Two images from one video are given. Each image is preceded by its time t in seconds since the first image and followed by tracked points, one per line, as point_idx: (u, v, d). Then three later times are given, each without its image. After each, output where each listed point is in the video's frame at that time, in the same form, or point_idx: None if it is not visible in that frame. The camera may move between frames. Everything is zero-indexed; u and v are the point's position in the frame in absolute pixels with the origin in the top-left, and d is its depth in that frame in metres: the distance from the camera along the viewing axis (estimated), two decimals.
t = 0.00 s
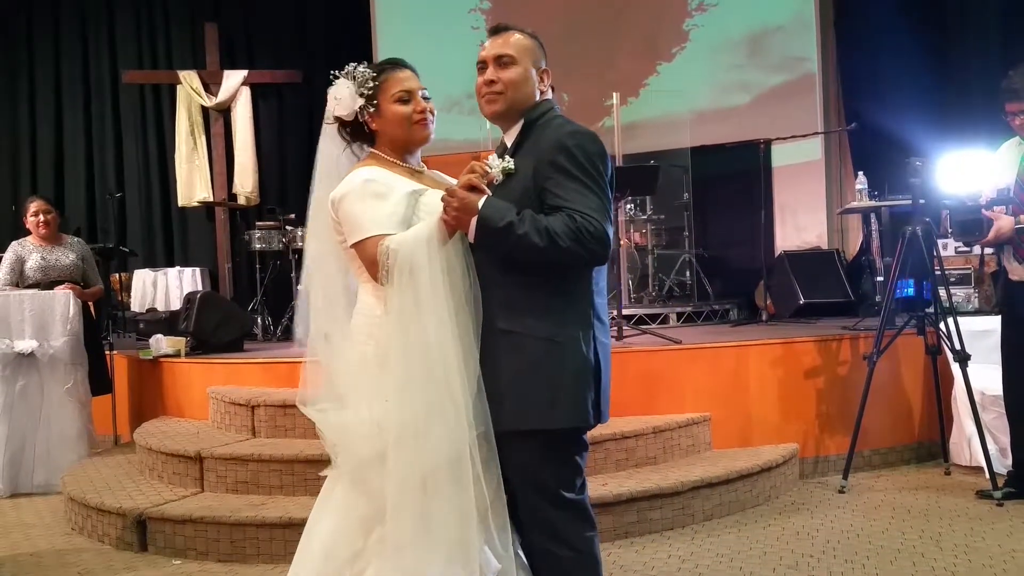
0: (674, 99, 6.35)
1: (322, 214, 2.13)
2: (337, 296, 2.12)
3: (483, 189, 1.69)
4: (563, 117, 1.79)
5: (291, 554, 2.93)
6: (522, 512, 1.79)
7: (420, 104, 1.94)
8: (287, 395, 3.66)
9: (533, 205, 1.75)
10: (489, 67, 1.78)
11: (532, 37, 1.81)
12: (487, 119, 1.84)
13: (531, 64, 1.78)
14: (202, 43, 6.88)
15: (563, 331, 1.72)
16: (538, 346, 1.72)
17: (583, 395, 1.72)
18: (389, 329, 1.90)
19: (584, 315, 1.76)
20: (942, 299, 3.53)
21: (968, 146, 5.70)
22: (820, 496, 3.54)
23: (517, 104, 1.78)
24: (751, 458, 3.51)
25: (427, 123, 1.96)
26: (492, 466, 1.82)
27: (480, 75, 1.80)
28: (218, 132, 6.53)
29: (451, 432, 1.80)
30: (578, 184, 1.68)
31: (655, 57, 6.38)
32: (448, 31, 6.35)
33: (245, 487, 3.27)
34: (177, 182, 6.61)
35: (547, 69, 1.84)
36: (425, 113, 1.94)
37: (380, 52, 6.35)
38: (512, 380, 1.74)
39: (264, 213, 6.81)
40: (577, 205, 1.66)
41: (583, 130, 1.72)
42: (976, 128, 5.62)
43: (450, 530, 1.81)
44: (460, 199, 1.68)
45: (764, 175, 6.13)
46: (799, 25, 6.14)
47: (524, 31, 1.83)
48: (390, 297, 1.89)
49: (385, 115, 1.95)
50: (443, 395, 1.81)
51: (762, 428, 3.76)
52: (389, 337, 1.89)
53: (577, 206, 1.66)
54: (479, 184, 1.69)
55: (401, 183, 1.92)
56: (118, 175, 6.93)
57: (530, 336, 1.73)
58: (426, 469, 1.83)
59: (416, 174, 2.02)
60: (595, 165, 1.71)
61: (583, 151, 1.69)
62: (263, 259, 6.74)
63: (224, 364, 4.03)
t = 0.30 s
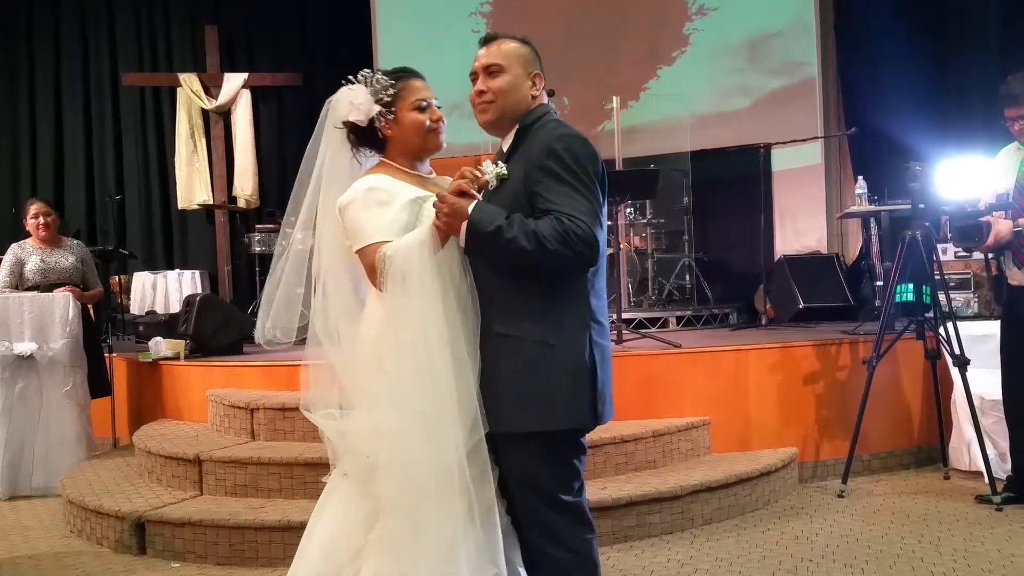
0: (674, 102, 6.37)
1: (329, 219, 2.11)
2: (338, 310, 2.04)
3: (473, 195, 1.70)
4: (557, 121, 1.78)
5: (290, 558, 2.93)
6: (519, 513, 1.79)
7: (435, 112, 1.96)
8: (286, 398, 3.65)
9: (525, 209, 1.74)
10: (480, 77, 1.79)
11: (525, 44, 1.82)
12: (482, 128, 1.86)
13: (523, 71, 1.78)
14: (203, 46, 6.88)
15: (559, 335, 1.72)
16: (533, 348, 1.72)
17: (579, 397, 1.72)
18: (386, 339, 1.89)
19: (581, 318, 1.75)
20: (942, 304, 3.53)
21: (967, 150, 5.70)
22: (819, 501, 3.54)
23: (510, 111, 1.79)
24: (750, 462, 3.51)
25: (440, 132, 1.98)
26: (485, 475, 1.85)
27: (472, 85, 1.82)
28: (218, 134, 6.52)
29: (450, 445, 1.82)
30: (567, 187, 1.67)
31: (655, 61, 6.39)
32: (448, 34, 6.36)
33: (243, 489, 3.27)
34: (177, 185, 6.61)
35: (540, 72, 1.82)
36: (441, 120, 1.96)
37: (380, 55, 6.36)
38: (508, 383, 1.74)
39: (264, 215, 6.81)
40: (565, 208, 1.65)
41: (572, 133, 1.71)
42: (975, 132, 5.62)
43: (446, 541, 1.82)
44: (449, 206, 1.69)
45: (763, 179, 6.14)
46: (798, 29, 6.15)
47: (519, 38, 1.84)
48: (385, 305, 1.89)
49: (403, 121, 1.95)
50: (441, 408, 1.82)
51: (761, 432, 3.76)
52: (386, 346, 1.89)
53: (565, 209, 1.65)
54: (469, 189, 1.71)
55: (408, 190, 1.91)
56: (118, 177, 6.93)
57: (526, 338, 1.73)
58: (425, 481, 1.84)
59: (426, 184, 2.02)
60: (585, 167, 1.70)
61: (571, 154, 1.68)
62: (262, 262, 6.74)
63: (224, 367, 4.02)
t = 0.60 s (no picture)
0: (673, 103, 6.32)
1: (348, 223, 2.20)
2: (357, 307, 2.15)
3: (468, 201, 1.73)
4: (556, 124, 1.76)
5: (289, 559, 2.93)
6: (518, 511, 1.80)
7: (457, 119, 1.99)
8: (285, 399, 3.65)
9: (521, 213, 1.74)
10: (483, 86, 1.80)
11: (527, 51, 1.81)
12: (491, 136, 1.87)
13: (523, 78, 1.78)
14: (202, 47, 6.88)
15: (559, 334, 1.71)
16: (531, 347, 1.72)
17: (576, 399, 1.71)
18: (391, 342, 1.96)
19: (583, 317, 1.74)
20: (941, 306, 3.53)
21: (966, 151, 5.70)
22: (818, 502, 3.55)
23: (511, 119, 1.79)
24: (750, 464, 3.51)
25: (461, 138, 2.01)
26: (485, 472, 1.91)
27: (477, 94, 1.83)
28: (217, 136, 6.53)
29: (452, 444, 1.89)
30: (557, 189, 1.66)
31: (654, 62, 6.39)
32: (447, 35, 6.36)
33: (242, 491, 3.27)
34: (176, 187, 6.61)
35: (542, 77, 1.81)
36: (465, 127, 2.00)
37: (378, 56, 6.35)
38: (507, 383, 1.75)
39: (263, 217, 6.81)
40: (552, 210, 1.64)
41: (565, 136, 1.70)
42: (974, 133, 5.62)
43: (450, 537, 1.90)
44: (445, 210, 1.73)
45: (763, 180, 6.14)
46: (797, 31, 6.15)
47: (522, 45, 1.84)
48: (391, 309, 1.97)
49: (425, 128, 2.00)
50: (444, 409, 1.90)
51: (761, 434, 3.76)
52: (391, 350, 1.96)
53: (553, 211, 1.64)
54: (465, 196, 1.73)
55: (423, 195, 1.98)
56: (117, 179, 6.93)
57: (523, 338, 1.73)
58: (429, 479, 1.92)
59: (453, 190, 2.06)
60: (576, 169, 1.68)
61: (561, 156, 1.67)
62: (262, 263, 6.74)
63: (223, 368, 4.02)
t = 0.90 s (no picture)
0: (672, 103, 6.36)
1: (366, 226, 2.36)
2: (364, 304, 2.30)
3: (460, 203, 1.79)
4: (552, 125, 1.75)
5: (288, 559, 2.93)
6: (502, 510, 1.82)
7: (462, 120, 2.08)
8: (285, 399, 3.65)
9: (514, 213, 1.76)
10: (484, 90, 1.82)
11: (528, 54, 1.82)
12: (494, 139, 1.88)
13: (521, 80, 1.78)
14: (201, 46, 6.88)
15: (549, 334, 1.72)
16: (522, 345, 1.73)
17: (565, 399, 1.71)
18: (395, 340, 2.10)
19: (577, 317, 1.75)
20: (940, 307, 3.52)
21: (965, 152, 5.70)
22: (817, 502, 3.55)
23: (510, 121, 1.80)
24: (749, 463, 3.51)
25: (467, 139, 2.09)
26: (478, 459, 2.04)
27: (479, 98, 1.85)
28: (217, 135, 6.54)
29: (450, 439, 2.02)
30: (543, 191, 1.65)
31: (654, 62, 6.39)
32: (447, 34, 6.36)
33: (241, 490, 3.27)
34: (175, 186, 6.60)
35: (542, 79, 1.81)
36: (469, 127, 2.08)
37: (378, 55, 6.34)
38: (498, 380, 1.76)
39: (263, 216, 6.81)
40: (535, 211, 1.64)
41: (555, 137, 1.69)
42: (973, 133, 5.62)
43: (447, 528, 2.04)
44: (438, 211, 1.79)
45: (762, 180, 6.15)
46: (798, 31, 6.15)
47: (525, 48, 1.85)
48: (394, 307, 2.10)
49: (434, 130, 2.12)
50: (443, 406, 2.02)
51: (760, 433, 3.76)
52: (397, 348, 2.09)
53: (536, 213, 1.64)
54: (457, 198, 1.79)
55: (427, 194, 2.11)
56: (116, 178, 6.92)
57: (514, 337, 1.74)
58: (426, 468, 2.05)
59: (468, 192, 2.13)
60: (563, 170, 1.66)
61: (548, 158, 1.66)
62: (261, 263, 6.73)
63: (222, 367, 4.02)
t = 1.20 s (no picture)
0: (671, 101, 6.36)
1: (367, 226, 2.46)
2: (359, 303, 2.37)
3: (442, 202, 1.79)
4: (535, 125, 1.74)
5: (288, 558, 2.93)
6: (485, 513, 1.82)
7: (458, 118, 2.15)
8: (285, 398, 3.65)
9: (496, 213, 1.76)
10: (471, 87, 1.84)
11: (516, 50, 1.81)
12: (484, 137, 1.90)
13: (506, 78, 1.78)
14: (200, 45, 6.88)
15: (530, 336, 1.74)
16: (502, 346, 1.74)
17: (543, 402, 1.72)
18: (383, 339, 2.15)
19: (558, 319, 1.75)
20: (939, 304, 3.52)
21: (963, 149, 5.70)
22: (817, 499, 3.55)
23: (495, 119, 1.81)
24: (749, 461, 3.52)
25: (462, 136, 2.16)
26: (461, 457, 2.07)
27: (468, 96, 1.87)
28: (216, 134, 6.57)
29: (437, 439, 2.06)
30: (524, 192, 1.66)
31: (652, 60, 6.39)
32: (445, 33, 6.35)
33: (241, 490, 3.27)
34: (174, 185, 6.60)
35: (529, 75, 1.80)
36: (463, 124, 2.14)
37: (377, 54, 6.33)
38: (480, 382, 1.78)
39: (262, 216, 6.80)
40: (514, 212, 1.64)
41: (537, 138, 1.69)
42: (971, 130, 5.62)
43: (437, 528, 2.09)
44: (421, 211, 1.80)
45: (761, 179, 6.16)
46: (796, 29, 6.15)
47: (512, 43, 1.84)
48: (381, 305, 2.15)
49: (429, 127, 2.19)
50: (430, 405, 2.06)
51: (759, 432, 3.77)
52: (385, 346, 2.14)
53: (516, 214, 1.64)
54: (440, 197, 1.79)
55: (420, 189, 2.20)
56: (115, 178, 6.92)
57: (496, 338, 1.75)
58: (412, 464, 2.10)
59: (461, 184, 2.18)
60: (544, 172, 1.66)
61: (529, 159, 1.66)
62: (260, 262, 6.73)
63: (221, 367, 4.02)
